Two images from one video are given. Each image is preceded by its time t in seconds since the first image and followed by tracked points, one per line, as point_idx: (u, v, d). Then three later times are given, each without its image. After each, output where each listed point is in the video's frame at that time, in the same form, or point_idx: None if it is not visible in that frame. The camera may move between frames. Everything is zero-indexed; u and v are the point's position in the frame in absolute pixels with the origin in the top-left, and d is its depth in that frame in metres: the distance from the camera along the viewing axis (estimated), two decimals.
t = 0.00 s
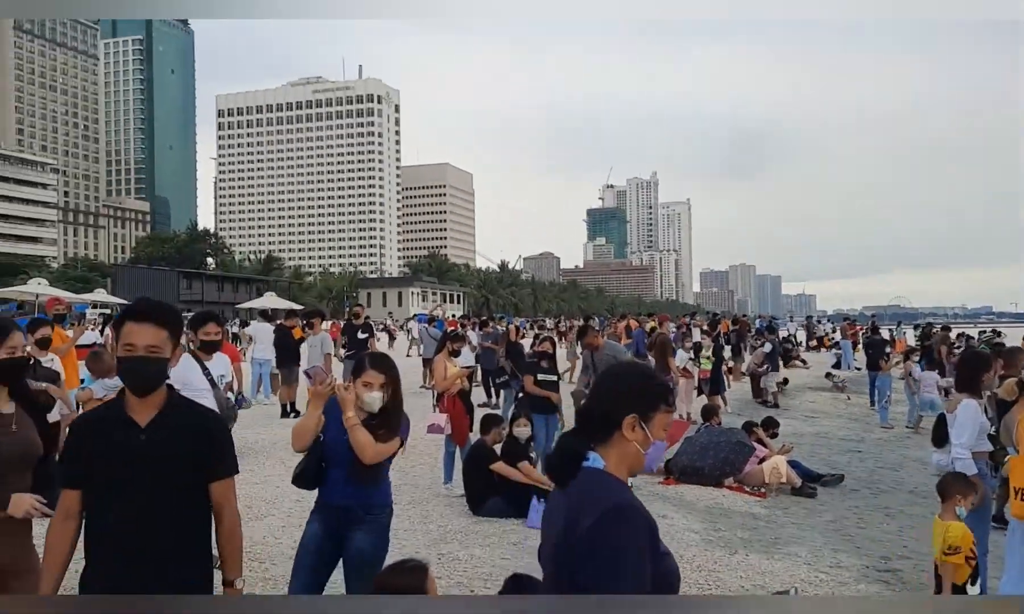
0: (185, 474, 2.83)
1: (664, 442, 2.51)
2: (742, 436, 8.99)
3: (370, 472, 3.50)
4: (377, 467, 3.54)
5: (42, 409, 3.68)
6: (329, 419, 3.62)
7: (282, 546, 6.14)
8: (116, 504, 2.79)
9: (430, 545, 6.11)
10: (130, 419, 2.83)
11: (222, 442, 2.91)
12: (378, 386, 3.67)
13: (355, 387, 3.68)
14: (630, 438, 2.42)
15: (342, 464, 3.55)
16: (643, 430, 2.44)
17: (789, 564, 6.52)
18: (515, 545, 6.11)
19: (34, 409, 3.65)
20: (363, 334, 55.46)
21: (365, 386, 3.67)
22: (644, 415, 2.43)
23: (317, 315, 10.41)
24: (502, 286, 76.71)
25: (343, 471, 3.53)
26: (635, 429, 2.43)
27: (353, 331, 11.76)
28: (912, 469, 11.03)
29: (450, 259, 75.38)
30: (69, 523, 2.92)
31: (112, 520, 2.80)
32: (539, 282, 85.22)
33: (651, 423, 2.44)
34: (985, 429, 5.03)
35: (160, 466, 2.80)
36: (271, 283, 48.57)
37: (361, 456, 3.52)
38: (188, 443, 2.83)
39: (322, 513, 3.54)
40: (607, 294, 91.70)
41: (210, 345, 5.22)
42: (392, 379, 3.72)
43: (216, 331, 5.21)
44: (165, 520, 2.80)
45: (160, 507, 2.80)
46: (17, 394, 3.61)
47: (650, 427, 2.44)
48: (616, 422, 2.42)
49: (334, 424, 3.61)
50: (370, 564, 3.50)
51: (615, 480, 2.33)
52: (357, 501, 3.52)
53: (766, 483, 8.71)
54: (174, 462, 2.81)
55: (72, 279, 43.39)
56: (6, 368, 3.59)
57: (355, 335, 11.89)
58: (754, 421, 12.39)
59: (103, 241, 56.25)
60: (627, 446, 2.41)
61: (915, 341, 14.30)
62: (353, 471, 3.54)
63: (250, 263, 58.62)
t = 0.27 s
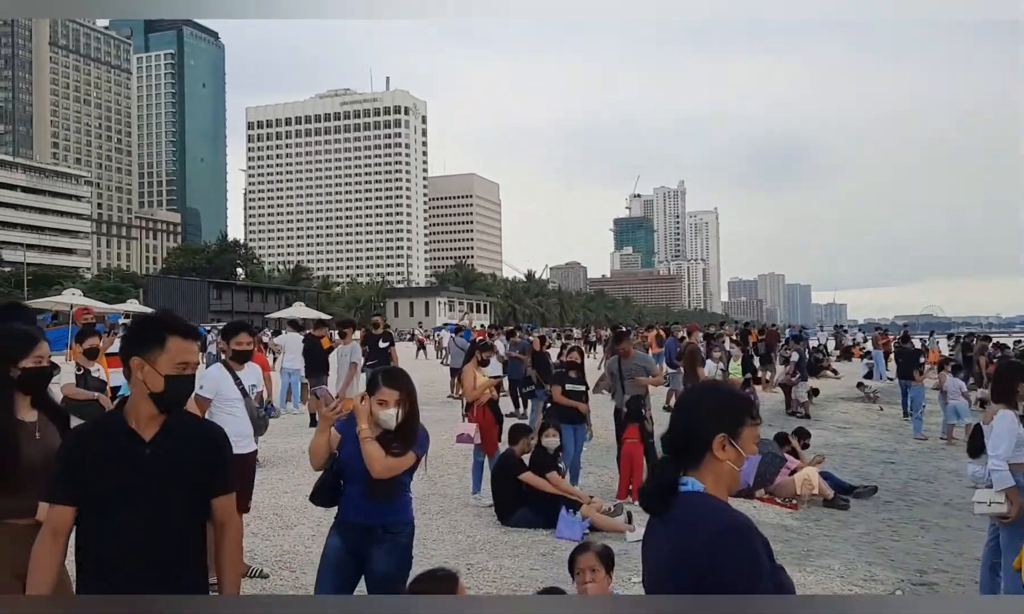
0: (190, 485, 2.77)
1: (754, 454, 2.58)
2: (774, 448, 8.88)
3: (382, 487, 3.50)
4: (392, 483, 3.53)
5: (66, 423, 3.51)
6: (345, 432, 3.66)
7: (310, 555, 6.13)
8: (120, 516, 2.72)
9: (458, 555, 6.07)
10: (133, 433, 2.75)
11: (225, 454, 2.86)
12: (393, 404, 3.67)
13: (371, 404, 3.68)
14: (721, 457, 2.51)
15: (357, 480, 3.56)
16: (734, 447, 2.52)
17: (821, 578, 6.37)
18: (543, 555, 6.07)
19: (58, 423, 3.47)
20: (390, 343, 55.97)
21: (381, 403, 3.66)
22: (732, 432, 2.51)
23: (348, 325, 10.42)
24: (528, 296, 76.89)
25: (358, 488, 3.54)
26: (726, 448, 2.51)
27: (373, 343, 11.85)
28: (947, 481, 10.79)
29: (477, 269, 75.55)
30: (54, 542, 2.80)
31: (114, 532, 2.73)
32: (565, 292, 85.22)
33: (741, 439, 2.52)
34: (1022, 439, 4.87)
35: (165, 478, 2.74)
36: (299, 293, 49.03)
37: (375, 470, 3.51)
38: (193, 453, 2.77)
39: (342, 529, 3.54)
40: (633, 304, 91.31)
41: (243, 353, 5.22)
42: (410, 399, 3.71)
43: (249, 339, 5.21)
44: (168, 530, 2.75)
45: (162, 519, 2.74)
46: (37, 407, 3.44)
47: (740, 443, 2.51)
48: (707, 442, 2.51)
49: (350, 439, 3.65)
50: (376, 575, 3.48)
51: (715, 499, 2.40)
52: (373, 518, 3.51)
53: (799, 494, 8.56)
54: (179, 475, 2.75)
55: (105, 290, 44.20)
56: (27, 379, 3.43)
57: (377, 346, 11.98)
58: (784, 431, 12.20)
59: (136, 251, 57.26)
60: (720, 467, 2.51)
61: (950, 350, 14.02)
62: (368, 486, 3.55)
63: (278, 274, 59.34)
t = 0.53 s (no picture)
0: (190, 519, 2.63)
1: (841, 459, 2.63)
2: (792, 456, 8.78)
3: (371, 510, 3.44)
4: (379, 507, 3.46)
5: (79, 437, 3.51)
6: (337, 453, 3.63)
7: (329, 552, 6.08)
8: (112, 548, 2.57)
9: (476, 565, 6.02)
10: (124, 457, 2.61)
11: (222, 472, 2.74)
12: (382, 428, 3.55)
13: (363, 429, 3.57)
14: (812, 463, 2.54)
15: (344, 507, 3.50)
16: (824, 452, 2.56)
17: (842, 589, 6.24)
18: (559, 565, 6.00)
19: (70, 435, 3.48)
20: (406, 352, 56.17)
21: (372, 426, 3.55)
22: (822, 437, 2.55)
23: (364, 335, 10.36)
24: (543, 304, 76.91)
25: (346, 515, 3.48)
26: (816, 453, 2.54)
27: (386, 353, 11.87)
28: (969, 491, 10.61)
29: (492, 278, 75.61)
30: (17, 561, 2.64)
31: (104, 565, 2.58)
32: (580, 300, 85.13)
33: (830, 443, 2.57)
34: None
35: (157, 512, 2.57)
36: (315, 302, 49.34)
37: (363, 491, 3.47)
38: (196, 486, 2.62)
39: (333, 560, 3.48)
40: (649, 312, 91.05)
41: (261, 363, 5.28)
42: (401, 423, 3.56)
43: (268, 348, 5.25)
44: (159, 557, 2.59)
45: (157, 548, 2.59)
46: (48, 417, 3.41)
47: (829, 448, 2.56)
48: (793, 449, 2.55)
49: (335, 462, 3.56)
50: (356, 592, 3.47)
51: (807, 506, 2.46)
52: (363, 545, 3.46)
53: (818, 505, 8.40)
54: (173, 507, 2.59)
55: (125, 299, 44.67)
56: (43, 390, 3.40)
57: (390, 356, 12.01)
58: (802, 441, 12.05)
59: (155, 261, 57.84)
60: (811, 475, 2.54)
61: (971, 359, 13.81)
62: (354, 511, 3.49)
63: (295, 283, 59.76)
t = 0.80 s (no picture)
0: (182, 532, 2.58)
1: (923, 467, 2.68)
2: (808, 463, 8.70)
3: (348, 526, 3.38)
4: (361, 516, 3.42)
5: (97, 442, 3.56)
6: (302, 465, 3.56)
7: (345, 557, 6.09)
8: (108, 551, 2.57)
9: (489, 570, 6.00)
10: (103, 470, 2.60)
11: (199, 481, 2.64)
12: (348, 432, 3.47)
13: (325, 434, 3.48)
14: (892, 472, 2.62)
15: (321, 522, 3.43)
16: (905, 461, 2.62)
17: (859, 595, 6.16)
18: (574, 571, 5.96)
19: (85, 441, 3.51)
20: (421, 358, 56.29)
21: (335, 431, 3.47)
22: (902, 446, 2.61)
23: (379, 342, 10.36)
24: (558, 310, 76.83)
25: (320, 531, 3.42)
26: (896, 463, 2.61)
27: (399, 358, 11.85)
28: (988, 498, 10.46)
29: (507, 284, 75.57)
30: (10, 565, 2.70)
31: (102, 567, 2.59)
32: (596, 306, 84.91)
33: (909, 452, 2.62)
34: None
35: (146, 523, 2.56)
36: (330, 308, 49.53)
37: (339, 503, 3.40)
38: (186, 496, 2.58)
39: (310, 572, 3.47)
40: (665, 318, 90.63)
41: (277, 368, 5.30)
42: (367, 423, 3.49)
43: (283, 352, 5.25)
44: (145, 565, 2.58)
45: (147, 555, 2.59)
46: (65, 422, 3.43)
47: (909, 457, 2.61)
48: (878, 460, 2.62)
49: (305, 475, 3.50)
50: (335, 596, 3.49)
51: (891, 517, 2.54)
52: (342, 557, 3.44)
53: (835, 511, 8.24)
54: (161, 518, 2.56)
55: (143, 305, 45.16)
56: (63, 395, 3.41)
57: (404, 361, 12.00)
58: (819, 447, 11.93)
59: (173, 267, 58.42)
60: (890, 484, 2.63)
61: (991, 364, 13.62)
62: (332, 526, 3.43)
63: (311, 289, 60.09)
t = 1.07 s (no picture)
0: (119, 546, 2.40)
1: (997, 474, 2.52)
2: (821, 468, 8.60)
3: (342, 537, 3.22)
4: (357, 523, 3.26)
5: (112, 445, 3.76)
6: (287, 475, 3.36)
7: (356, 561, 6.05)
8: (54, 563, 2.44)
9: (500, 574, 5.95)
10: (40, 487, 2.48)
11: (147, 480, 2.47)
12: (336, 435, 3.26)
13: (312, 439, 3.29)
14: (966, 476, 2.46)
15: (314, 535, 3.27)
16: (979, 465, 2.47)
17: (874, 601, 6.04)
18: (584, 577, 5.92)
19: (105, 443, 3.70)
20: (433, 361, 56.30)
21: (321, 435, 3.27)
22: (976, 451, 2.46)
23: (392, 345, 10.31)
24: (571, 313, 76.52)
25: (313, 543, 3.27)
26: (972, 466, 2.46)
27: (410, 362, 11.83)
28: (1005, 504, 10.31)
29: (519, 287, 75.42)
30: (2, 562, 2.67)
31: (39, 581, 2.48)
32: (608, 310, 84.68)
33: (984, 457, 2.48)
34: None
35: (98, 540, 2.40)
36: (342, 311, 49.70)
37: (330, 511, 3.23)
38: (132, 508, 2.39)
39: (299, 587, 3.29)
40: (677, 322, 90.32)
41: (290, 371, 5.27)
42: (355, 424, 3.29)
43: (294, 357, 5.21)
44: (92, 583, 2.43)
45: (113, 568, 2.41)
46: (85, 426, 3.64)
47: (985, 463, 2.47)
48: (950, 462, 2.46)
49: (291, 487, 3.32)
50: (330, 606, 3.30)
51: (968, 525, 2.38)
52: (330, 569, 3.28)
53: (848, 516, 8.09)
54: (113, 532, 2.39)
55: (157, 310, 45.50)
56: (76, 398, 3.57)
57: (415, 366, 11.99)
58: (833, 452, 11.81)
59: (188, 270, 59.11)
60: (963, 487, 2.47)
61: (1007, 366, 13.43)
62: (327, 534, 3.28)
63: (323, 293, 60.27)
